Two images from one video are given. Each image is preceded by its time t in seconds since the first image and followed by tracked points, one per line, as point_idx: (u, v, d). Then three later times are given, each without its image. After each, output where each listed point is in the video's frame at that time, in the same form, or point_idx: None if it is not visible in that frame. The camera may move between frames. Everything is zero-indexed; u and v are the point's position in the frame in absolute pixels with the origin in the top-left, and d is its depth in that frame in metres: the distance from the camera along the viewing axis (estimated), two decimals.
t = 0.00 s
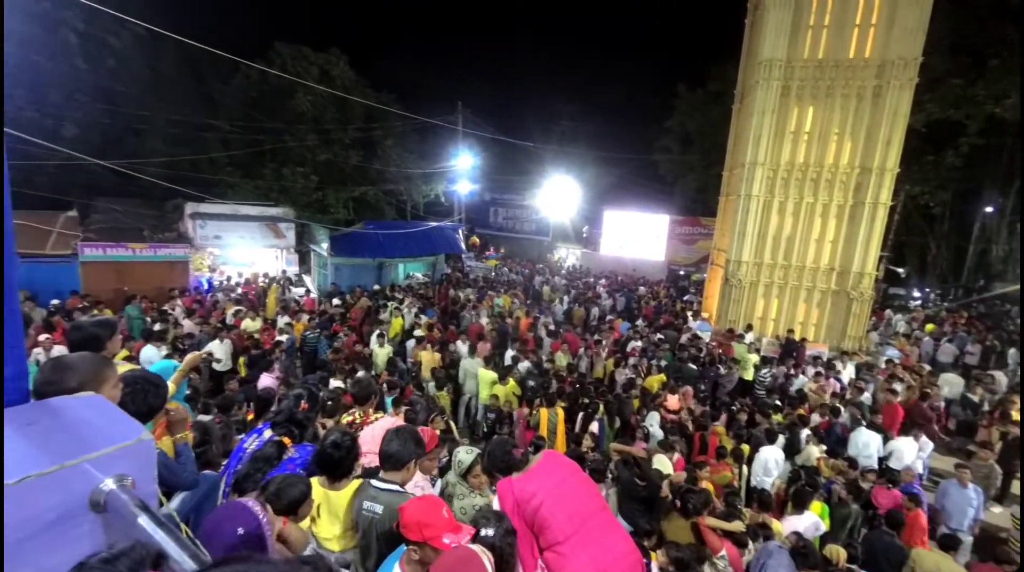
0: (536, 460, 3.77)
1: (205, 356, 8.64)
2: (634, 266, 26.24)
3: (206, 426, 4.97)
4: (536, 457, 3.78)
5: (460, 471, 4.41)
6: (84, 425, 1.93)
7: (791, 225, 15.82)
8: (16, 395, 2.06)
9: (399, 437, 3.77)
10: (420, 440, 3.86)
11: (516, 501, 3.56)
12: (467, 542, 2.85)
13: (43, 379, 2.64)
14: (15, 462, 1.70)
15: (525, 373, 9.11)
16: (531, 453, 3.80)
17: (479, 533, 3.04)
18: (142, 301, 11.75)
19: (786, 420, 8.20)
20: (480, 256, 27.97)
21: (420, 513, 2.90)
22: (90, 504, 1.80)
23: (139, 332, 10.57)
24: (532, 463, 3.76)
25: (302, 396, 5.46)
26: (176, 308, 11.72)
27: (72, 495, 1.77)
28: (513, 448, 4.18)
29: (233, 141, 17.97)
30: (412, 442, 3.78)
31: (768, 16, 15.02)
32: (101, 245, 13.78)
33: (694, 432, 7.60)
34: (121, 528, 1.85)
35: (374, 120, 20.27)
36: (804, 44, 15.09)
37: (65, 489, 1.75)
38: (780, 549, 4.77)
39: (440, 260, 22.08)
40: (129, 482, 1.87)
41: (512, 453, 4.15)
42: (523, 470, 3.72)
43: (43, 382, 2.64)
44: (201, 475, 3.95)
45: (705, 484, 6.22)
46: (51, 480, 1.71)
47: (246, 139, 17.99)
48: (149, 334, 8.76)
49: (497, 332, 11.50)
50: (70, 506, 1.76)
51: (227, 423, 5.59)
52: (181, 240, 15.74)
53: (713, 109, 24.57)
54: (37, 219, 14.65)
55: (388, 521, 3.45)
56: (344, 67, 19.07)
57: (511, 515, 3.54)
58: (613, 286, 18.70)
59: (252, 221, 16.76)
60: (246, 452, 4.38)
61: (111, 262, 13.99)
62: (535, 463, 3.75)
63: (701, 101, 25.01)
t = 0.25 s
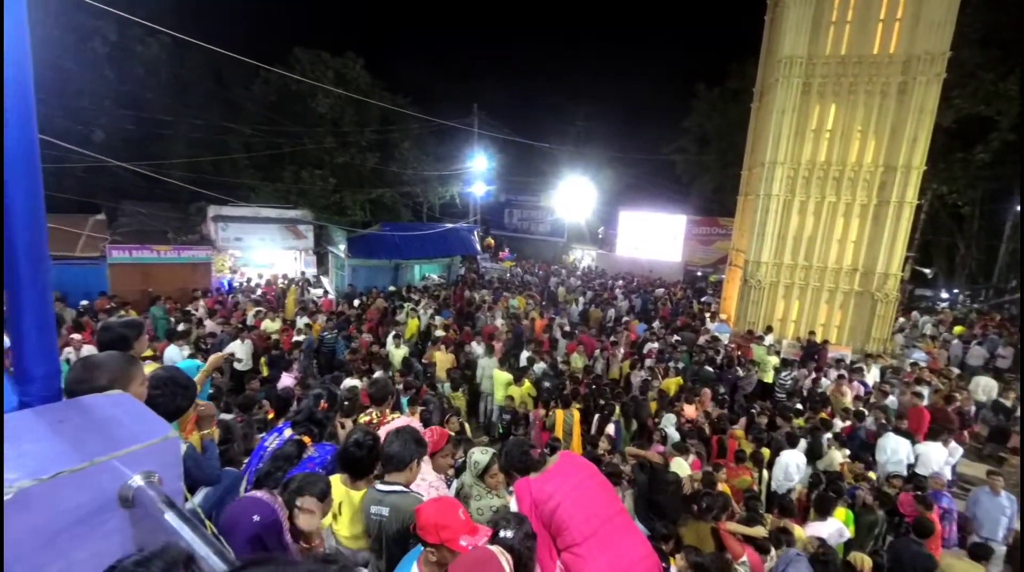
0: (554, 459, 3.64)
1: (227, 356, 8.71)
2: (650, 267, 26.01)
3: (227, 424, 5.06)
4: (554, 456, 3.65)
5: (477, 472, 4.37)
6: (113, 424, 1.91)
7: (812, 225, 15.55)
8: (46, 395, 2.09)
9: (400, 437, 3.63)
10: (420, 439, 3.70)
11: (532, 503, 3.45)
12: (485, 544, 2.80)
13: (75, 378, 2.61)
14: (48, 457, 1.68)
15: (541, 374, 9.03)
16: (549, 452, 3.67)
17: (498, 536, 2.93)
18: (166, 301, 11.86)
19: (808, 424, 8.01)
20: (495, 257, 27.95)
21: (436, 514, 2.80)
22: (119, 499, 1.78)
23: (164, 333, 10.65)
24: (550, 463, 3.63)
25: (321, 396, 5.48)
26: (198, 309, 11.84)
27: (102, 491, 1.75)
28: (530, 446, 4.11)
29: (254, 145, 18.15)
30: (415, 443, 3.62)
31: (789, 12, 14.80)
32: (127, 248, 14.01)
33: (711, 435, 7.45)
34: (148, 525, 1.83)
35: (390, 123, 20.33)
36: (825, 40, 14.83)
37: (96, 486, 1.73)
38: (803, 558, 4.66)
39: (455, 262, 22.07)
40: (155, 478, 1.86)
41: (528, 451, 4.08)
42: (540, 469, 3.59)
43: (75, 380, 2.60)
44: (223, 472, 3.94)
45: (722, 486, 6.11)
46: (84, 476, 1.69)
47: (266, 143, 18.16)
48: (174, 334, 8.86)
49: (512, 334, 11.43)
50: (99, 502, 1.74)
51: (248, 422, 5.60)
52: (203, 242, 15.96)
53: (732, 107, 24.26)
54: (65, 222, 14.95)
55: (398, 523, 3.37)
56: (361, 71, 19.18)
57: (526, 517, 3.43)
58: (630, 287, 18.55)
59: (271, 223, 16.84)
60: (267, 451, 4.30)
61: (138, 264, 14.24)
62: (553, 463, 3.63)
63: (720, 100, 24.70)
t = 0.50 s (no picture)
0: (568, 459, 3.61)
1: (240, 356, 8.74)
2: (661, 268, 25.85)
3: (241, 423, 5.10)
4: (568, 456, 3.63)
5: (489, 474, 4.39)
6: (130, 421, 1.83)
7: (826, 226, 15.36)
8: (67, 394, 1.92)
9: (411, 437, 3.63)
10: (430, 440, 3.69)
11: (542, 502, 3.44)
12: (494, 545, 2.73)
13: (94, 376, 2.53)
14: (67, 455, 1.61)
15: (552, 375, 8.96)
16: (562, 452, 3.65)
17: (511, 539, 2.81)
18: (181, 301, 11.92)
19: (823, 427, 7.85)
20: (505, 258, 27.92)
21: (444, 517, 2.77)
22: (137, 498, 1.70)
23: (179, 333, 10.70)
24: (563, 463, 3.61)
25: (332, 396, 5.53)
26: (213, 309, 11.92)
27: (120, 489, 1.67)
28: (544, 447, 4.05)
29: (267, 147, 18.25)
30: (424, 442, 3.64)
31: (803, 10, 14.64)
32: (144, 249, 14.19)
33: (722, 438, 7.34)
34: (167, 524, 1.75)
35: (402, 125, 20.32)
36: (840, 38, 14.65)
37: (114, 484, 1.65)
38: (808, 567, 4.83)
39: (466, 263, 22.05)
40: (174, 476, 1.78)
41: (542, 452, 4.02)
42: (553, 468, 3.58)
43: (93, 379, 2.53)
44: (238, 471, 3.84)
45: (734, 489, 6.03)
46: (101, 475, 1.61)
47: (278, 145, 18.24)
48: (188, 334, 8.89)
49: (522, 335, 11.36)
50: (116, 502, 1.66)
51: (262, 422, 5.60)
52: (217, 243, 16.06)
53: (744, 107, 24.01)
54: (83, 223, 15.16)
55: (410, 524, 3.33)
56: (373, 74, 19.27)
57: (537, 515, 3.42)
58: (641, 288, 18.44)
59: (284, 225, 16.91)
60: (280, 450, 4.29)
61: (154, 265, 14.39)
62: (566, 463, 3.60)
63: (732, 99, 24.47)
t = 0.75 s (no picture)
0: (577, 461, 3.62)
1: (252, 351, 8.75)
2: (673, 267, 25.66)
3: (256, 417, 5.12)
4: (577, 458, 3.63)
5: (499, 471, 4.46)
6: (150, 417, 1.79)
7: (842, 224, 15.13)
8: (88, 389, 1.96)
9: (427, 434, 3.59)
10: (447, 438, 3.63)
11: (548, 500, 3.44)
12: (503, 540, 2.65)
13: (114, 371, 2.50)
14: (89, 448, 1.60)
15: (562, 373, 8.87)
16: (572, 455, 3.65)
17: (520, 536, 2.73)
18: (196, 296, 11.95)
19: (837, 428, 7.68)
20: (515, 256, 27.84)
21: (452, 514, 2.70)
22: (156, 491, 1.65)
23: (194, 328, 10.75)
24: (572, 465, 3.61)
25: (344, 392, 5.65)
26: (228, 305, 11.99)
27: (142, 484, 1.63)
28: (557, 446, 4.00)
29: (281, 145, 18.29)
30: (441, 440, 3.59)
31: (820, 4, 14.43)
32: (160, 244, 14.37)
33: (731, 438, 7.20)
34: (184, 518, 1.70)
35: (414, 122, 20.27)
36: (858, 32, 14.42)
37: (133, 477, 1.60)
38: None
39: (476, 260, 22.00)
40: (191, 471, 1.72)
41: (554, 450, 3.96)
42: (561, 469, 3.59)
43: (113, 374, 2.50)
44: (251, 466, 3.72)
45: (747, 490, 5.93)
46: (121, 469, 1.57)
47: (291, 142, 18.24)
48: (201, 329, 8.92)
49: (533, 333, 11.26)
50: (136, 494, 1.62)
51: (275, 416, 5.60)
52: (230, 239, 16.16)
53: (759, 104, 23.71)
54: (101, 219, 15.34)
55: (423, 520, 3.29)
56: (388, 73, 19.18)
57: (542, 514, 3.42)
58: (653, 286, 18.30)
59: (297, 221, 17.00)
60: (292, 446, 4.26)
61: (170, 261, 14.54)
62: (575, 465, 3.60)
63: (746, 96, 24.16)
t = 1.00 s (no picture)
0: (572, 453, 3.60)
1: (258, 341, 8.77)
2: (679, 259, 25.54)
3: (263, 408, 5.07)
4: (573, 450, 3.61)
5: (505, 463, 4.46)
6: (161, 410, 1.80)
7: (851, 217, 15.01)
8: (100, 380, 2.02)
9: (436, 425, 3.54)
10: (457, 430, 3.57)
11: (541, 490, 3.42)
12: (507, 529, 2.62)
13: (123, 363, 2.50)
14: (101, 439, 1.60)
15: (566, 365, 8.82)
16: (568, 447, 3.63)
17: (526, 527, 2.75)
18: (204, 287, 11.94)
19: (841, 422, 7.64)
20: (520, 248, 27.82)
21: (459, 506, 2.68)
22: (166, 481, 1.66)
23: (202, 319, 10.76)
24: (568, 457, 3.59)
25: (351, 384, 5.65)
26: (235, 295, 12.01)
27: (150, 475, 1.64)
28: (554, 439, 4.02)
29: (286, 136, 18.17)
30: (450, 433, 3.52)
31: None
32: (167, 235, 14.39)
33: (735, 432, 7.15)
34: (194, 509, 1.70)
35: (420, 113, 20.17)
36: (871, 21, 14.23)
37: (143, 469, 1.61)
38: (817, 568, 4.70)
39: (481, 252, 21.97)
40: (201, 463, 1.72)
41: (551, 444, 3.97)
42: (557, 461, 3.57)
43: (122, 365, 2.49)
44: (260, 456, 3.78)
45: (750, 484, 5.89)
46: (133, 461, 1.57)
47: (298, 134, 18.12)
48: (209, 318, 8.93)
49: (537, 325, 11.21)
50: (146, 486, 1.63)
51: (283, 407, 5.63)
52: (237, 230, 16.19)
53: (767, 95, 23.47)
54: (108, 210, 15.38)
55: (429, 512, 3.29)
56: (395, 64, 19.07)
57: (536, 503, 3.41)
58: (659, 279, 18.24)
59: (303, 213, 17.14)
60: (299, 437, 4.26)
61: (177, 251, 14.57)
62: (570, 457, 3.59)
63: (755, 87, 23.91)
